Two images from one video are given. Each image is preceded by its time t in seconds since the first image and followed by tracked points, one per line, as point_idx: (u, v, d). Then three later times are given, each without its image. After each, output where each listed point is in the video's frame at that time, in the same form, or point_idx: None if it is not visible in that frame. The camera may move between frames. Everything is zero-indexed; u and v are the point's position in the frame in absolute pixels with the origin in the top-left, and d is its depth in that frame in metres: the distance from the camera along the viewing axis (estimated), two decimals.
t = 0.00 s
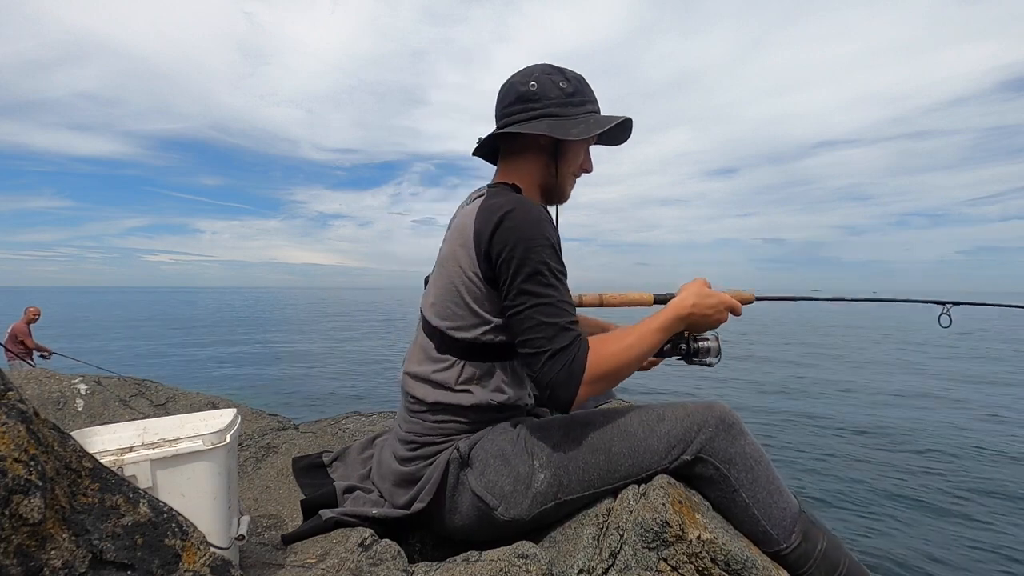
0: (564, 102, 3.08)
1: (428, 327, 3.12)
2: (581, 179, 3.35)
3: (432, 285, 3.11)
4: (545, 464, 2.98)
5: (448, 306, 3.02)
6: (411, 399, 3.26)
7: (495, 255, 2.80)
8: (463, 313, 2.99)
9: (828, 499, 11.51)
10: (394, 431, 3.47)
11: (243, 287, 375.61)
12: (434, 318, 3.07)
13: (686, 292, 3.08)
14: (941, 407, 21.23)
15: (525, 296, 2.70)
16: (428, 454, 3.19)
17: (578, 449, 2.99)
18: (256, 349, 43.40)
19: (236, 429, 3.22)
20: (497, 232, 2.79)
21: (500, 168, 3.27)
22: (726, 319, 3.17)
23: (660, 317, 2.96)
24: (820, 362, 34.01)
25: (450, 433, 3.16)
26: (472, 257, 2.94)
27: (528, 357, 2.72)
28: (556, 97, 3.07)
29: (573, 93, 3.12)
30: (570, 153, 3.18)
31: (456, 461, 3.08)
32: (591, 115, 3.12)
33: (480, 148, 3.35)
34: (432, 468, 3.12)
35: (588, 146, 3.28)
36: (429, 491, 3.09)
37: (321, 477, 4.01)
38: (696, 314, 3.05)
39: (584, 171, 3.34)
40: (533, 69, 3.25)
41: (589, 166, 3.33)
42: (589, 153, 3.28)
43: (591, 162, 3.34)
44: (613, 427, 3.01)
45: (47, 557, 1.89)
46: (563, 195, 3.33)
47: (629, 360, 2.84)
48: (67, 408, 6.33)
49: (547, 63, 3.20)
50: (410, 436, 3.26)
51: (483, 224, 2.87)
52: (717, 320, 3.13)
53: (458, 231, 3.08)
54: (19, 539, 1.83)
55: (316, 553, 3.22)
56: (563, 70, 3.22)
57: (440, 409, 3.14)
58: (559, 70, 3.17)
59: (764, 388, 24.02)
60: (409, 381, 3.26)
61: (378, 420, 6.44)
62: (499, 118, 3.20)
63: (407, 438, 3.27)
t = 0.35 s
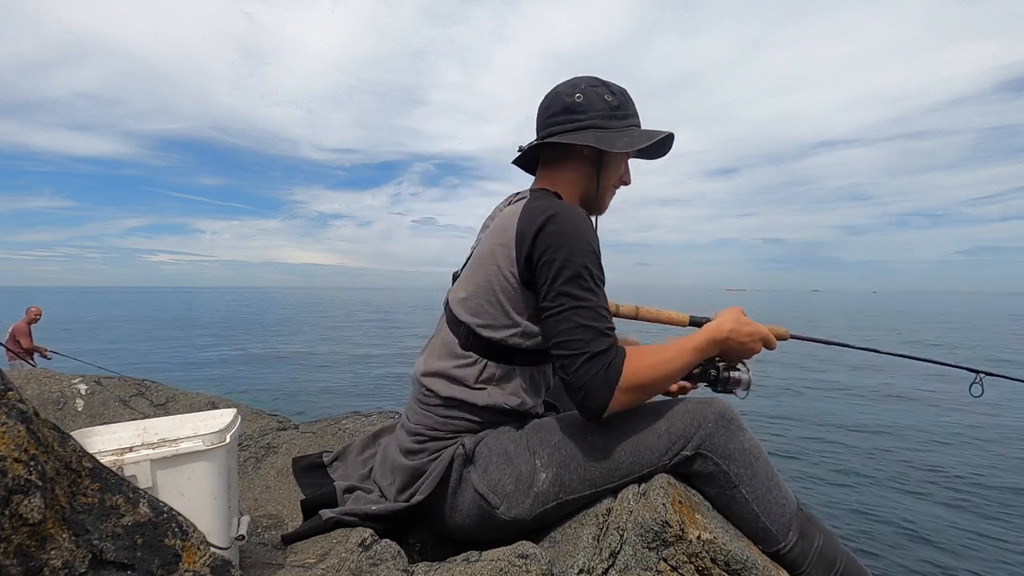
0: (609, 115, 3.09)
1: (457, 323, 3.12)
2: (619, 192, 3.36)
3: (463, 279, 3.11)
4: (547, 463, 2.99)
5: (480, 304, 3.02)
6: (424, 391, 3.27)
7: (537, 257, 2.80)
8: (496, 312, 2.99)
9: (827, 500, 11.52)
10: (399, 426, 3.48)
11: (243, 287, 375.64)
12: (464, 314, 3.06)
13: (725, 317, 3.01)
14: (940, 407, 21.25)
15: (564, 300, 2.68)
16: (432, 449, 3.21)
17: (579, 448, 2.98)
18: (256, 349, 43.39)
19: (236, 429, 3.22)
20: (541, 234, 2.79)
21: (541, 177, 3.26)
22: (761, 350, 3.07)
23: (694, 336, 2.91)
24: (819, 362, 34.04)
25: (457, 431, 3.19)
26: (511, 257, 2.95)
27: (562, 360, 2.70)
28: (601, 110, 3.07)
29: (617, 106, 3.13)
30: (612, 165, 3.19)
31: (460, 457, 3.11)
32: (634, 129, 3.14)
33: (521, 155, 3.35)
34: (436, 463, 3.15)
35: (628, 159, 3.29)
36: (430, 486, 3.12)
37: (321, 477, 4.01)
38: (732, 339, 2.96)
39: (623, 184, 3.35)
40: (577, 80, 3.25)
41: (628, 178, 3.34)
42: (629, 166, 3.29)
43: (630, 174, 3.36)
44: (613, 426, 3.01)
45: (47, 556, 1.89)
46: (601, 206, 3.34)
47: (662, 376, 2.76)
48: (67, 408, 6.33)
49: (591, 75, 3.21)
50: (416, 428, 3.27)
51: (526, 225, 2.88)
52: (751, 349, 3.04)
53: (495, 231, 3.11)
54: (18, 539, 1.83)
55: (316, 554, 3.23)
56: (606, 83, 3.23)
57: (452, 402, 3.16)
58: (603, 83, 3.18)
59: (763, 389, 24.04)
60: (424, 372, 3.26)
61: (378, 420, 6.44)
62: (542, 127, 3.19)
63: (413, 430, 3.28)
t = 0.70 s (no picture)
0: (640, 126, 3.09)
1: (477, 320, 3.12)
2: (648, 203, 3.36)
3: (487, 277, 3.12)
4: (548, 462, 2.98)
5: (503, 303, 3.02)
6: (434, 385, 3.27)
7: (570, 258, 2.80)
8: (519, 312, 3.00)
9: (827, 497, 11.53)
10: (404, 422, 3.49)
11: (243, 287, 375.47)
12: (485, 310, 3.07)
13: (759, 343, 2.95)
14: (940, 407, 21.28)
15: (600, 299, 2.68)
16: (435, 445, 3.22)
17: (581, 447, 2.98)
18: (256, 349, 43.39)
19: (237, 429, 3.22)
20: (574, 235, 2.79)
21: (568, 186, 3.28)
22: (788, 385, 3.03)
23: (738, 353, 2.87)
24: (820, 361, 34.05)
25: (462, 429, 3.19)
26: (539, 258, 2.95)
27: (602, 358, 2.69)
28: (631, 121, 3.08)
29: (649, 117, 3.13)
30: (641, 176, 3.19)
31: (463, 455, 3.11)
32: (665, 141, 3.13)
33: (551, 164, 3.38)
34: (439, 458, 3.15)
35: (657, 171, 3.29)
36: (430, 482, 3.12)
37: (321, 477, 4.00)
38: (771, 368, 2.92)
39: (652, 196, 3.35)
40: (609, 91, 3.26)
41: (657, 190, 3.34)
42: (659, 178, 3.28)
43: (659, 186, 3.35)
44: (614, 425, 3.01)
45: (47, 556, 1.90)
46: (629, 218, 3.35)
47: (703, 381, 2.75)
48: (67, 408, 6.33)
49: (623, 86, 3.21)
50: (421, 423, 3.27)
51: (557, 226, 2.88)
52: (779, 383, 2.99)
53: (520, 231, 3.12)
54: (19, 539, 1.83)
55: (316, 553, 3.24)
56: (639, 94, 3.23)
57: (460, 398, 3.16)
58: (636, 94, 3.18)
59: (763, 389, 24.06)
60: (436, 366, 3.26)
61: (378, 420, 6.44)
62: (571, 136, 3.21)
63: (419, 426, 3.28)
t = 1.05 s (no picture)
0: (659, 139, 3.14)
1: (490, 315, 3.17)
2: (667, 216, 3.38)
3: (507, 279, 3.15)
4: (549, 464, 2.98)
5: (520, 300, 3.07)
6: (437, 382, 3.29)
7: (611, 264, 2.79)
8: (534, 311, 3.04)
9: (828, 494, 11.54)
10: (405, 420, 3.51)
11: (243, 287, 375.55)
12: (500, 307, 3.12)
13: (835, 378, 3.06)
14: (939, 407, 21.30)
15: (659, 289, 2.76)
16: (435, 443, 3.24)
17: (582, 449, 2.98)
18: (256, 350, 43.40)
19: (237, 429, 3.22)
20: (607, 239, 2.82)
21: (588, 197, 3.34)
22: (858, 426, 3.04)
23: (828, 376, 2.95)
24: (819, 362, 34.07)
25: (462, 428, 3.21)
26: (560, 259, 2.97)
27: (679, 344, 2.75)
28: (651, 133, 3.13)
29: (668, 130, 3.17)
30: (661, 189, 3.23)
31: (461, 456, 3.12)
32: (686, 152, 3.16)
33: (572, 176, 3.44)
34: (439, 458, 3.17)
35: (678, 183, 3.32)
36: (428, 483, 3.12)
37: (321, 477, 4.00)
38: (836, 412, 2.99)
39: (673, 208, 3.38)
40: (629, 104, 3.32)
41: (677, 203, 3.37)
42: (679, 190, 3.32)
43: (679, 198, 3.38)
44: (614, 426, 3.00)
45: (47, 556, 1.90)
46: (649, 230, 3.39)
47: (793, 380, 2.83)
48: (67, 408, 6.33)
49: (644, 98, 3.25)
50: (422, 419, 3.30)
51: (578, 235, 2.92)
52: (851, 420, 3.02)
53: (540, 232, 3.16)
54: (19, 539, 1.83)
55: (315, 553, 3.24)
56: (660, 106, 3.27)
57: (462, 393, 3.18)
58: (657, 106, 3.22)
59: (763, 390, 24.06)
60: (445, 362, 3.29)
61: (378, 420, 6.45)
62: (592, 149, 3.27)
63: (422, 423, 3.30)
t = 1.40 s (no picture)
0: (718, 188, 3.14)
1: (530, 316, 3.14)
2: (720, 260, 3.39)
3: (561, 297, 3.10)
4: (551, 461, 2.98)
5: (565, 310, 3.06)
6: (450, 371, 3.30)
7: (680, 318, 2.83)
8: (576, 324, 3.03)
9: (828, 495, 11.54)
10: (411, 410, 3.51)
11: (243, 287, 375.40)
12: (547, 314, 3.09)
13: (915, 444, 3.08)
14: (938, 407, 21.32)
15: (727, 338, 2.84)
16: (441, 434, 3.23)
17: (583, 446, 2.97)
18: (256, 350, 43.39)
19: (237, 429, 3.22)
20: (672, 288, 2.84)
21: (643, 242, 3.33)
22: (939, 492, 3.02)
23: (911, 443, 2.98)
24: (819, 362, 34.09)
25: (468, 420, 3.22)
26: (624, 289, 2.95)
27: (750, 391, 2.84)
28: (710, 183, 3.13)
29: (725, 179, 3.17)
30: (718, 237, 3.23)
31: (463, 449, 3.13)
32: (743, 202, 3.16)
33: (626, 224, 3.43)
34: (442, 446, 3.17)
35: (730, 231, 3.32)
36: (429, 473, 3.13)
37: (321, 474, 4.06)
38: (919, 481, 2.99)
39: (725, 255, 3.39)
40: (684, 150, 3.31)
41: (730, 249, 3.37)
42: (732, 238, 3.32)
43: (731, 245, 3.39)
44: (616, 424, 2.98)
45: (47, 556, 1.90)
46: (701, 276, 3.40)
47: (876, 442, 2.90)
48: (67, 408, 6.33)
49: (700, 146, 3.25)
50: (430, 409, 3.30)
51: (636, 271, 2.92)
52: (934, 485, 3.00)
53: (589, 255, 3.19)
54: (19, 539, 1.84)
55: (316, 554, 3.27)
56: (716, 154, 3.26)
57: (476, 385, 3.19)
58: (713, 155, 3.22)
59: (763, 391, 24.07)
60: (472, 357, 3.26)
61: (377, 420, 6.45)
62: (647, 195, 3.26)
63: (431, 413, 3.27)
